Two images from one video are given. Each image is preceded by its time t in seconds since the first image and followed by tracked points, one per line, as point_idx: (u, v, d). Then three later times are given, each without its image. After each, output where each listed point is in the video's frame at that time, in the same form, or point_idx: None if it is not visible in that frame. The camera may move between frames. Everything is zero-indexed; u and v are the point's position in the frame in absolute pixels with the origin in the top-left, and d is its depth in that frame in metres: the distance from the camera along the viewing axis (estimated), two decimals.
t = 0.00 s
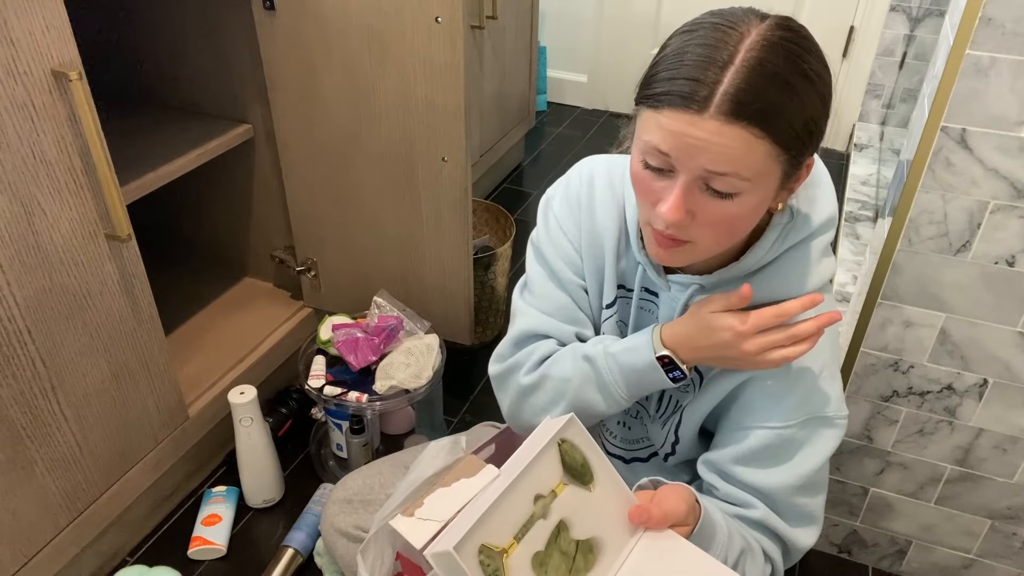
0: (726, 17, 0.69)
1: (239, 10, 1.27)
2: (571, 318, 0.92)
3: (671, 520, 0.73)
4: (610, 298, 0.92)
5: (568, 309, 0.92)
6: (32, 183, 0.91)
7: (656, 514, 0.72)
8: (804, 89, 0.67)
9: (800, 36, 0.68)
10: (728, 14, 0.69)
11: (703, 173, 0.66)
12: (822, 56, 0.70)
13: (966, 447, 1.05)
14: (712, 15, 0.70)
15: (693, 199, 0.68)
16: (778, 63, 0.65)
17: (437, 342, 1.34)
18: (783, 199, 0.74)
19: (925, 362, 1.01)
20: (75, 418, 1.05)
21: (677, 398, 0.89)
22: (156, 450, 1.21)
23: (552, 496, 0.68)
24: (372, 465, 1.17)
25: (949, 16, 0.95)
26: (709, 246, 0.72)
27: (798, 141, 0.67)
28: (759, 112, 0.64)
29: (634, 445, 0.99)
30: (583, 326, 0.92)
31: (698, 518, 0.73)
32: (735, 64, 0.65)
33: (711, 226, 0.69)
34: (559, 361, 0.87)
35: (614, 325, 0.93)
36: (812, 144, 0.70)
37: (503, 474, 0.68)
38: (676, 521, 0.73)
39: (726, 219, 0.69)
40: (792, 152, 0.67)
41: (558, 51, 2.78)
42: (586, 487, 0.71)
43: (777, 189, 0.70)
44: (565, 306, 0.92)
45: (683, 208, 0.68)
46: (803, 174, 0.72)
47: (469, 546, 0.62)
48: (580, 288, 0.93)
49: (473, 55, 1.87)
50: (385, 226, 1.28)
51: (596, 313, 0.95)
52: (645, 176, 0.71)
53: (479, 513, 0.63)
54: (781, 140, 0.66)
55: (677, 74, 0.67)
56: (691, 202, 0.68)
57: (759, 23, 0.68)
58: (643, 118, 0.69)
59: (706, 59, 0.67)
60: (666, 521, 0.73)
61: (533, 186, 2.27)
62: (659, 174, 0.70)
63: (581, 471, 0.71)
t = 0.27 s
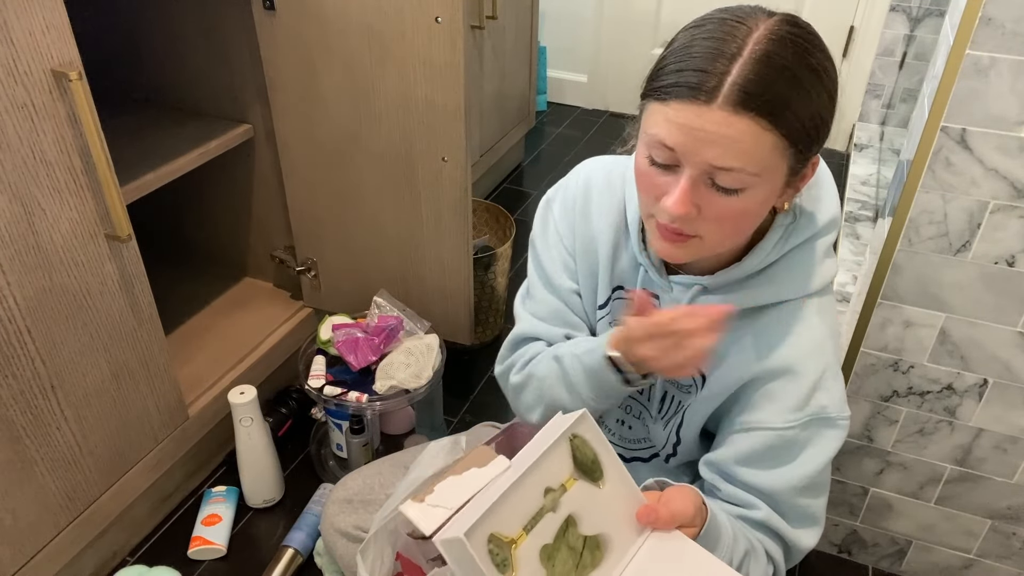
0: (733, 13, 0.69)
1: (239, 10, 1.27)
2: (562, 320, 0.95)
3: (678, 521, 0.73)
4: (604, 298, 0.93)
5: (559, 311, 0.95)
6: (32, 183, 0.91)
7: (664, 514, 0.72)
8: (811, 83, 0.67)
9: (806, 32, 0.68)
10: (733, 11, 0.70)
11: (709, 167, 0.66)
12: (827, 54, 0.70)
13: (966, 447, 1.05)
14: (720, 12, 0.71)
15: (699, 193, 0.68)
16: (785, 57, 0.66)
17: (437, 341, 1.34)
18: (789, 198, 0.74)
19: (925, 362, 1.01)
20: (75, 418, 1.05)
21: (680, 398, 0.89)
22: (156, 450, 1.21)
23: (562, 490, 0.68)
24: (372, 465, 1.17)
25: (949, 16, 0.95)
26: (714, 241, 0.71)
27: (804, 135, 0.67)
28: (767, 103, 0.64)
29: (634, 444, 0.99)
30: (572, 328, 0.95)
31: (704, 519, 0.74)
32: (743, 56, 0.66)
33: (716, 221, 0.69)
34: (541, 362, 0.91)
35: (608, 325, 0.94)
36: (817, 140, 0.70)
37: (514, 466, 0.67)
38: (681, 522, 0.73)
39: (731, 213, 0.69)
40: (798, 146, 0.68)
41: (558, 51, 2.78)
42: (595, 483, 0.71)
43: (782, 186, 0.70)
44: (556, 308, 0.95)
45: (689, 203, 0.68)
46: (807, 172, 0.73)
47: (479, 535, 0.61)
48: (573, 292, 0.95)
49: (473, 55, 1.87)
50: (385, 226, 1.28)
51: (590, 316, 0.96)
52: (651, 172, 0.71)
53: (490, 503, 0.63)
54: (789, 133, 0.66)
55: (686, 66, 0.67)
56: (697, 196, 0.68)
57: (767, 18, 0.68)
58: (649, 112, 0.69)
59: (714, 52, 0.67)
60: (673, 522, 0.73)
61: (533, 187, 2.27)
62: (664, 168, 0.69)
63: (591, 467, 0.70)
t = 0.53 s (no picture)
0: (723, 10, 0.70)
1: (239, 10, 1.27)
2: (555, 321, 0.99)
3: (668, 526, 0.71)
4: (599, 298, 0.94)
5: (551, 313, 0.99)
6: (32, 183, 0.91)
7: (654, 519, 0.70)
8: (801, 73, 0.67)
9: (796, 26, 0.69)
10: (725, 8, 0.71)
11: (702, 158, 0.66)
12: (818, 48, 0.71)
13: (966, 447, 1.05)
14: (712, 10, 0.71)
15: (692, 184, 0.67)
16: (775, 47, 0.66)
17: (437, 341, 1.34)
18: (785, 194, 0.75)
19: (925, 362, 1.01)
20: (75, 418, 1.05)
21: (679, 397, 0.91)
22: (156, 450, 1.21)
23: (550, 486, 0.68)
24: (372, 465, 1.17)
25: (949, 16, 0.95)
26: (711, 236, 0.71)
27: (796, 125, 0.67)
28: (758, 90, 0.64)
29: (634, 446, 1.01)
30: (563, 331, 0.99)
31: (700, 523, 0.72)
32: (733, 46, 0.66)
33: (711, 215, 0.69)
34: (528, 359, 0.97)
35: (603, 325, 0.95)
36: (810, 133, 0.70)
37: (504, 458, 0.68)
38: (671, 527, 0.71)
39: (726, 206, 0.68)
40: (790, 135, 0.68)
41: (559, 51, 2.78)
42: (587, 483, 0.71)
43: (776, 179, 0.70)
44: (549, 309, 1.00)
45: (683, 194, 0.67)
46: (802, 168, 0.73)
47: (463, 522, 0.62)
48: (566, 295, 0.98)
49: (473, 55, 1.87)
50: (385, 226, 1.28)
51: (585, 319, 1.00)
52: (644, 167, 0.71)
53: (478, 491, 0.64)
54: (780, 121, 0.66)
55: (678, 57, 0.68)
56: (689, 188, 0.67)
57: (758, 14, 0.69)
58: (642, 105, 0.70)
59: (706, 43, 0.67)
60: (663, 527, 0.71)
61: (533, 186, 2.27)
62: (658, 162, 0.69)
63: (583, 467, 0.71)
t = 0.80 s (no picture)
0: (714, 8, 0.70)
1: (240, 10, 1.27)
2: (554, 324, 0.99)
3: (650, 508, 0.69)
4: (596, 299, 0.94)
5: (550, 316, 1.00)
6: (32, 183, 0.91)
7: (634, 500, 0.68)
8: (794, 69, 0.67)
9: (788, 23, 0.69)
10: (717, 6, 0.71)
11: (695, 156, 0.66)
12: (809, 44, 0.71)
13: (966, 447, 1.05)
14: (704, 7, 0.71)
15: (685, 182, 0.67)
16: (767, 43, 0.66)
17: (437, 341, 1.34)
18: (779, 191, 0.75)
19: (925, 362, 1.01)
20: (75, 418, 1.05)
21: (678, 397, 0.91)
22: (156, 449, 1.21)
23: (535, 446, 0.69)
24: (372, 465, 1.17)
25: (949, 16, 0.95)
26: (706, 233, 0.71)
27: (789, 121, 0.67)
28: (751, 86, 0.64)
29: (633, 446, 1.01)
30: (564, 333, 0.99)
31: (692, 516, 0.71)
32: (725, 42, 0.66)
33: (705, 212, 0.69)
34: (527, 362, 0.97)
35: (601, 326, 0.95)
36: (802, 130, 0.70)
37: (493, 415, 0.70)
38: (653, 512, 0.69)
39: (720, 204, 0.68)
40: (782, 133, 0.67)
41: (559, 51, 2.78)
42: (574, 454, 0.70)
43: (770, 177, 0.70)
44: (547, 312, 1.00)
45: (676, 192, 0.67)
46: (796, 164, 0.73)
47: (441, 450, 0.63)
48: (564, 297, 0.98)
49: (473, 55, 1.87)
50: (383, 225, 1.28)
51: (584, 322, 1.00)
52: (639, 165, 0.71)
53: (462, 428, 0.65)
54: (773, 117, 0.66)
55: (671, 55, 0.68)
56: (683, 186, 0.68)
57: (749, 11, 0.69)
58: (636, 104, 0.70)
59: (699, 41, 0.67)
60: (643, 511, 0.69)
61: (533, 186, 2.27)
62: (652, 159, 0.69)
63: (571, 439, 0.71)
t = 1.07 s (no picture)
0: (722, 11, 0.71)
1: (239, 10, 1.27)
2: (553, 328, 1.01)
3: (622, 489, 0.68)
4: (593, 302, 0.95)
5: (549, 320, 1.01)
6: (32, 183, 0.91)
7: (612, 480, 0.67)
8: (804, 70, 0.68)
9: (795, 26, 0.70)
10: (724, 9, 0.72)
11: (710, 159, 0.65)
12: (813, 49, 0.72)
13: (966, 447, 1.05)
14: (710, 11, 0.72)
15: (698, 186, 0.67)
16: (778, 45, 0.67)
17: (437, 341, 1.35)
18: (784, 194, 0.75)
19: (925, 362, 1.01)
20: (75, 418, 1.05)
21: (678, 399, 0.91)
22: (156, 449, 1.21)
23: (526, 418, 0.74)
24: (372, 465, 1.17)
25: (949, 16, 0.95)
26: (717, 236, 0.71)
27: (801, 122, 0.68)
28: (767, 87, 0.65)
29: (634, 449, 1.01)
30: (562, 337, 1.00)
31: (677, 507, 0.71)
32: (737, 44, 0.66)
33: (716, 215, 0.69)
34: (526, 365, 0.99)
35: (597, 329, 0.96)
36: (813, 131, 0.71)
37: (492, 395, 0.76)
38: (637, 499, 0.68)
39: (732, 207, 0.68)
40: (797, 134, 0.68)
41: (559, 51, 2.78)
42: (564, 437, 0.73)
43: (780, 179, 0.70)
44: (547, 316, 1.01)
45: (689, 195, 0.67)
46: (802, 167, 0.73)
47: (437, 394, 0.71)
48: (559, 301, 1.00)
49: (473, 55, 1.87)
50: (384, 226, 1.28)
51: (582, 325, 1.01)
52: (649, 167, 0.70)
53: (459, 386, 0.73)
54: (787, 118, 0.66)
55: (683, 57, 0.68)
56: (695, 190, 0.67)
57: (757, 15, 0.70)
58: (649, 105, 0.69)
59: (711, 43, 0.67)
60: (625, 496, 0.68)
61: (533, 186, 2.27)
62: (664, 162, 0.69)
63: (562, 423, 0.74)
